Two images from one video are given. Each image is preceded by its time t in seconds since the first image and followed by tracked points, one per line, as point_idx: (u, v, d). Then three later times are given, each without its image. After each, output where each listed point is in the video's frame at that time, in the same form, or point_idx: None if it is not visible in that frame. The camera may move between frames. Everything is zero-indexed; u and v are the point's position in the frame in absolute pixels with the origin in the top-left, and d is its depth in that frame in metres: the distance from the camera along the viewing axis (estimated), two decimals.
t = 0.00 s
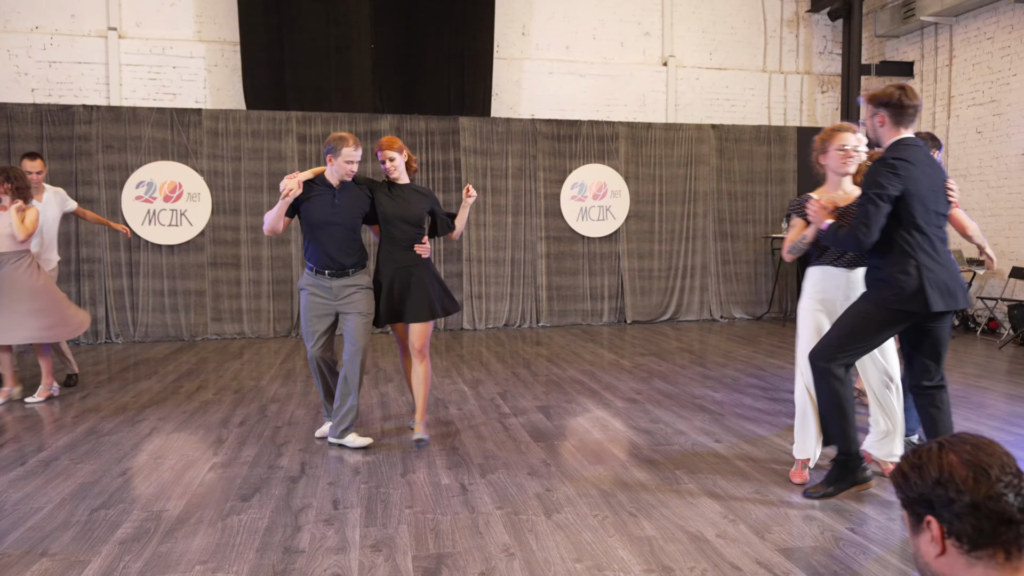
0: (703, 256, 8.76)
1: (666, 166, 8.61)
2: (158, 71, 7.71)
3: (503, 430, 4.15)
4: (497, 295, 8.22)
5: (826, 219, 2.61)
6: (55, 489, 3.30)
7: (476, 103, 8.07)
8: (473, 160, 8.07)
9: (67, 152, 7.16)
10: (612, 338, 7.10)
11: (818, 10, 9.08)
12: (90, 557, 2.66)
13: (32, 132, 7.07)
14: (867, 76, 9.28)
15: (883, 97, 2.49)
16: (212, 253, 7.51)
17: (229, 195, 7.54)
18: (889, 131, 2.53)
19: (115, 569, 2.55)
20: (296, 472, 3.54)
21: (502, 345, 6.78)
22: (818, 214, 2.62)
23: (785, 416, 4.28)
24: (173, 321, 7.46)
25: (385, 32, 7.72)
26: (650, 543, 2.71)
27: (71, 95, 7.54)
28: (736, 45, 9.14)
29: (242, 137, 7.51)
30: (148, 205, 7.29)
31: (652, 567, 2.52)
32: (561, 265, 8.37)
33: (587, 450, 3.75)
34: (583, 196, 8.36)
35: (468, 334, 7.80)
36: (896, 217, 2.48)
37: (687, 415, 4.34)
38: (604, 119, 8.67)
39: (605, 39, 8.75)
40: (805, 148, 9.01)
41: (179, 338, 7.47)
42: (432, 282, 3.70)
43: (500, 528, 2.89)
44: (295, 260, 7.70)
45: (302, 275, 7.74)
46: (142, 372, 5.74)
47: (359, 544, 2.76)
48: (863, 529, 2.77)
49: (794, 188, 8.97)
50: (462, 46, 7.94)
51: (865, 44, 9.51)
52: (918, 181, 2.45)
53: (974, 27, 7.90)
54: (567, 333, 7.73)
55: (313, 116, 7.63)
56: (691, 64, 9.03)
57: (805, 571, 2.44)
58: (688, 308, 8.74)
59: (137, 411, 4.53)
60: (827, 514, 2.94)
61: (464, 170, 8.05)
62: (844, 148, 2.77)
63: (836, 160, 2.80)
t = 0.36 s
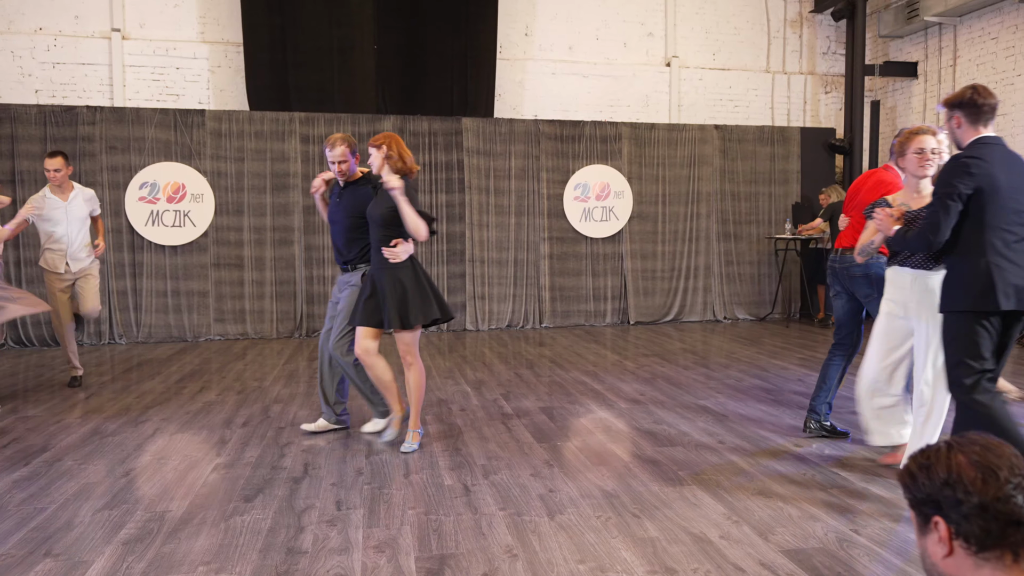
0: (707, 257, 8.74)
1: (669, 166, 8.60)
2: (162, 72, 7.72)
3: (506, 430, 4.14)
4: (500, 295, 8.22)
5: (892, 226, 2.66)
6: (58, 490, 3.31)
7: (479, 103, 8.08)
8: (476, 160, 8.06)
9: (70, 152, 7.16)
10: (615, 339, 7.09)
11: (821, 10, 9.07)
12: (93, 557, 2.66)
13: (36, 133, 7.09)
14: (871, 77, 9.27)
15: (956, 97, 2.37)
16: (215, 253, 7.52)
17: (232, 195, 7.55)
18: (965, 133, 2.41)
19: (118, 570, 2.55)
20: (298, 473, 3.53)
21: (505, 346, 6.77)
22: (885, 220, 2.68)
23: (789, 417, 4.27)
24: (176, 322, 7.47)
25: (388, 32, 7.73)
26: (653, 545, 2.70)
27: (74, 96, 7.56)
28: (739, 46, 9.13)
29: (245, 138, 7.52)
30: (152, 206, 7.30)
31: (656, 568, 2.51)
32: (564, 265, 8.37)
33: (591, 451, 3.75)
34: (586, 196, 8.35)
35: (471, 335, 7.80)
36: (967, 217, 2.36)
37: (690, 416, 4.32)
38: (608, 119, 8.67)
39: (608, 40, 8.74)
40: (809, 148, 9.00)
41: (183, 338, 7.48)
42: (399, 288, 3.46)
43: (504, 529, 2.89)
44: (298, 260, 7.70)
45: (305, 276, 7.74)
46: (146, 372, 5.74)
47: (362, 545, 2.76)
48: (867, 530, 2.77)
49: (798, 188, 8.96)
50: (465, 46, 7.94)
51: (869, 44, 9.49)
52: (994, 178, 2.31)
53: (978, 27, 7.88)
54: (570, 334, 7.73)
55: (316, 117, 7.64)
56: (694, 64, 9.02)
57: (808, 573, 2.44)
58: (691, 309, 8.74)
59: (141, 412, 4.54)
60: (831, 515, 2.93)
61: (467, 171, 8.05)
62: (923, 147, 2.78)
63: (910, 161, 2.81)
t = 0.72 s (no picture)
0: (709, 258, 8.74)
1: (672, 167, 8.60)
2: (165, 73, 7.74)
3: (509, 431, 4.14)
4: (502, 296, 8.22)
5: (971, 233, 2.48)
6: (62, 490, 3.31)
7: (482, 104, 8.08)
8: (479, 161, 8.06)
9: (74, 153, 7.18)
10: (618, 340, 7.09)
11: (824, 11, 9.05)
12: (97, 557, 2.67)
13: (39, 134, 7.10)
14: (874, 77, 9.26)
15: None
16: (218, 254, 7.53)
17: (235, 196, 7.56)
18: None
19: (121, 570, 2.55)
20: (301, 473, 3.54)
21: (508, 346, 6.77)
22: (961, 226, 2.51)
23: (792, 418, 4.26)
24: (179, 322, 7.48)
25: (390, 33, 7.73)
26: (655, 546, 2.70)
27: (78, 97, 7.57)
28: (742, 46, 9.12)
29: (248, 139, 7.52)
30: (155, 206, 7.31)
31: (658, 569, 2.51)
32: (567, 266, 8.36)
33: (593, 452, 3.75)
34: (588, 197, 8.35)
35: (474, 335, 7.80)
36: None
37: (693, 417, 4.32)
38: (610, 120, 8.67)
39: (611, 40, 8.74)
40: (812, 149, 8.99)
41: (186, 339, 7.49)
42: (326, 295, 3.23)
43: (506, 529, 2.89)
44: (301, 261, 7.71)
45: (307, 276, 7.75)
46: (149, 372, 5.75)
47: (364, 545, 2.76)
48: (870, 531, 2.76)
49: (801, 189, 8.95)
50: (467, 47, 7.95)
51: (872, 45, 9.48)
52: None
53: (982, 27, 7.87)
54: (573, 334, 7.73)
55: (319, 117, 7.64)
56: (697, 65, 9.02)
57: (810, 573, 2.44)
58: (693, 309, 8.73)
59: (144, 412, 4.54)
60: (835, 516, 2.92)
61: (470, 172, 8.05)
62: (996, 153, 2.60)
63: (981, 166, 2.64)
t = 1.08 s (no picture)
0: (713, 258, 8.73)
1: (675, 167, 8.59)
2: (169, 74, 7.75)
3: (512, 431, 4.14)
4: (505, 296, 8.22)
5: None
6: (66, 489, 3.32)
7: (485, 104, 8.08)
8: (482, 161, 8.06)
9: (78, 154, 7.20)
10: (621, 340, 7.09)
11: (828, 11, 9.04)
12: (101, 556, 2.68)
13: (44, 134, 7.12)
14: (878, 77, 9.25)
15: None
16: (222, 254, 7.54)
17: (239, 196, 7.57)
18: None
19: (125, 570, 2.56)
20: (305, 473, 3.54)
21: (511, 346, 6.77)
22: None
23: (795, 418, 4.26)
24: (183, 322, 7.49)
25: (394, 33, 7.73)
26: (659, 546, 2.70)
27: (82, 98, 7.59)
28: (746, 46, 9.11)
29: (252, 139, 7.53)
30: (159, 206, 7.33)
31: (662, 570, 2.51)
32: (570, 266, 8.36)
33: (596, 452, 3.75)
34: (592, 197, 8.35)
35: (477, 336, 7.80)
36: None
37: (696, 418, 4.31)
38: (613, 120, 8.67)
39: (614, 40, 8.74)
40: (816, 149, 8.97)
41: (189, 338, 7.50)
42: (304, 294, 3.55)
43: (510, 530, 2.89)
44: (304, 261, 7.72)
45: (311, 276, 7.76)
46: (153, 372, 5.76)
47: (368, 545, 2.76)
48: (874, 532, 2.76)
49: (804, 189, 8.93)
50: (471, 47, 7.95)
51: (876, 45, 9.46)
52: None
53: (986, 27, 7.85)
54: (576, 334, 7.73)
55: (323, 118, 7.65)
56: (700, 65, 9.01)
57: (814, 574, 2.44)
58: (697, 309, 8.72)
59: (148, 412, 4.55)
60: (837, 517, 2.92)
61: (473, 172, 8.05)
62: None
63: None
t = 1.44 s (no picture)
0: (719, 258, 8.71)
1: (682, 167, 8.57)
2: (177, 73, 7.77)
3: (518, 430, 4.14)
4: (512, 296, 8.22)
5: None
6: (75, 487, 3.33)
7: (492, 104, 8.09)
8: (489, 160, 8.06)
9: (86, 153, 7.23)
10: (627, 339, 7.08)
11: (836, 9, 9.01)
12: (109, 554, 2.69)
13: (52, 133, 7.15)
14: (885, 76, 9.21)
15: None
16: (229, 253, 7.56)
17: (246, 196, 7.58)
18: None
19: (132, 568, 2.57)
20: (312, 471, 3.55)
21: (518, 346, 6.77)
22: None
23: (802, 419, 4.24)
24: (190, 321, 7.51)
25: (400, 32, 7.74)
26: (666, 546, 2.69)
27: (90, 97, 7.62)
28: (753, 45, 9.08)
29: (259, 138, 7.55)
30: (167, 206, 7.35)
31: (669, 569, 2.50)
32: (576, 266, 8.36)
33: (602, 451, 3.75)
34: (598, 197, 8.34)
35: (483, 335, 7.80)
36: None
37: (703, 418, 4.30)
38: (620, 120, 8.65)
39: (621, 40, 8.72)
40: (823, 149, 8.95)
41: (197, 337, 7.53)
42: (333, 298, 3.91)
43: (516, 529, 2.89)
44: (311, 260, 7.74)
45: (318, 276, 7.77)
46: (160, 371, 5.78)
47: (374, 544, 2.77)
48: (881, 533, 2.75)
49: (812, 188, 8.90)
50: (477, 47, 7.95)
51: (884, 43, 9.43)
52: None
53: (995, 26, 7.81)
54: (582, 334, 7.72)
55: (329, 117, 7.65)
56: (707, 64, 8.99)
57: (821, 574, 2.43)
58: (703, 309, 8.70)
59: (156, 410, 4.57)
60: (845, 517, 2.91)
61: (479, 172, 8.05)
62: None
63: None
